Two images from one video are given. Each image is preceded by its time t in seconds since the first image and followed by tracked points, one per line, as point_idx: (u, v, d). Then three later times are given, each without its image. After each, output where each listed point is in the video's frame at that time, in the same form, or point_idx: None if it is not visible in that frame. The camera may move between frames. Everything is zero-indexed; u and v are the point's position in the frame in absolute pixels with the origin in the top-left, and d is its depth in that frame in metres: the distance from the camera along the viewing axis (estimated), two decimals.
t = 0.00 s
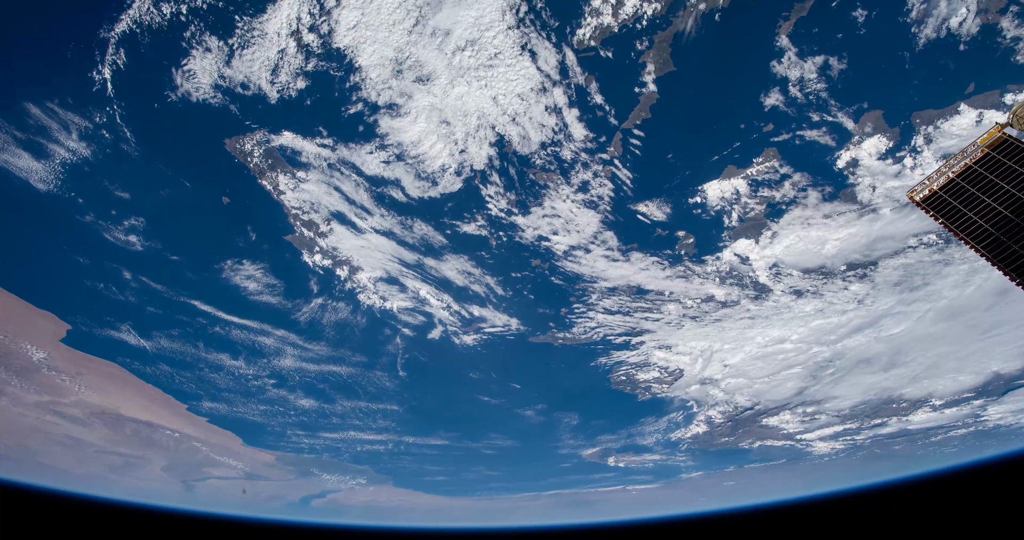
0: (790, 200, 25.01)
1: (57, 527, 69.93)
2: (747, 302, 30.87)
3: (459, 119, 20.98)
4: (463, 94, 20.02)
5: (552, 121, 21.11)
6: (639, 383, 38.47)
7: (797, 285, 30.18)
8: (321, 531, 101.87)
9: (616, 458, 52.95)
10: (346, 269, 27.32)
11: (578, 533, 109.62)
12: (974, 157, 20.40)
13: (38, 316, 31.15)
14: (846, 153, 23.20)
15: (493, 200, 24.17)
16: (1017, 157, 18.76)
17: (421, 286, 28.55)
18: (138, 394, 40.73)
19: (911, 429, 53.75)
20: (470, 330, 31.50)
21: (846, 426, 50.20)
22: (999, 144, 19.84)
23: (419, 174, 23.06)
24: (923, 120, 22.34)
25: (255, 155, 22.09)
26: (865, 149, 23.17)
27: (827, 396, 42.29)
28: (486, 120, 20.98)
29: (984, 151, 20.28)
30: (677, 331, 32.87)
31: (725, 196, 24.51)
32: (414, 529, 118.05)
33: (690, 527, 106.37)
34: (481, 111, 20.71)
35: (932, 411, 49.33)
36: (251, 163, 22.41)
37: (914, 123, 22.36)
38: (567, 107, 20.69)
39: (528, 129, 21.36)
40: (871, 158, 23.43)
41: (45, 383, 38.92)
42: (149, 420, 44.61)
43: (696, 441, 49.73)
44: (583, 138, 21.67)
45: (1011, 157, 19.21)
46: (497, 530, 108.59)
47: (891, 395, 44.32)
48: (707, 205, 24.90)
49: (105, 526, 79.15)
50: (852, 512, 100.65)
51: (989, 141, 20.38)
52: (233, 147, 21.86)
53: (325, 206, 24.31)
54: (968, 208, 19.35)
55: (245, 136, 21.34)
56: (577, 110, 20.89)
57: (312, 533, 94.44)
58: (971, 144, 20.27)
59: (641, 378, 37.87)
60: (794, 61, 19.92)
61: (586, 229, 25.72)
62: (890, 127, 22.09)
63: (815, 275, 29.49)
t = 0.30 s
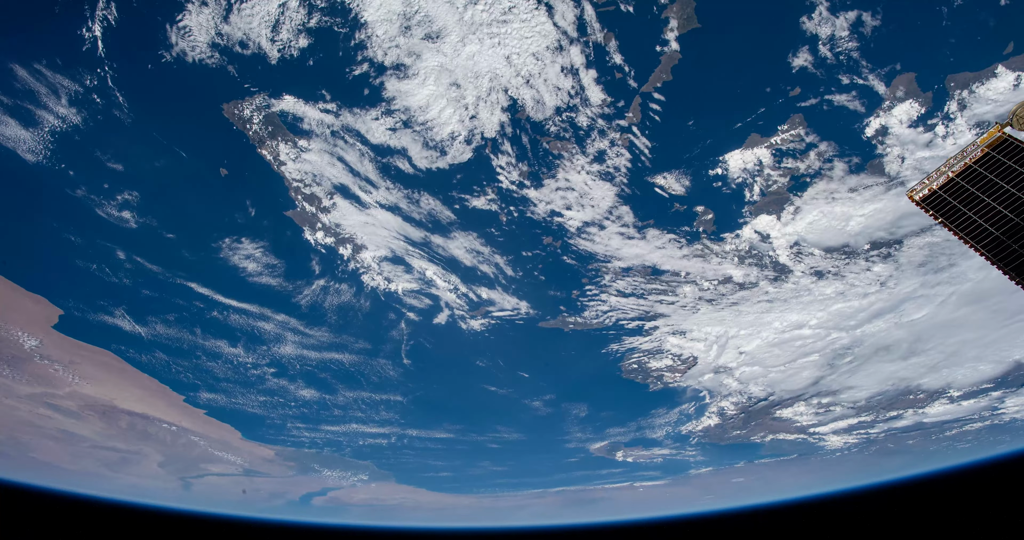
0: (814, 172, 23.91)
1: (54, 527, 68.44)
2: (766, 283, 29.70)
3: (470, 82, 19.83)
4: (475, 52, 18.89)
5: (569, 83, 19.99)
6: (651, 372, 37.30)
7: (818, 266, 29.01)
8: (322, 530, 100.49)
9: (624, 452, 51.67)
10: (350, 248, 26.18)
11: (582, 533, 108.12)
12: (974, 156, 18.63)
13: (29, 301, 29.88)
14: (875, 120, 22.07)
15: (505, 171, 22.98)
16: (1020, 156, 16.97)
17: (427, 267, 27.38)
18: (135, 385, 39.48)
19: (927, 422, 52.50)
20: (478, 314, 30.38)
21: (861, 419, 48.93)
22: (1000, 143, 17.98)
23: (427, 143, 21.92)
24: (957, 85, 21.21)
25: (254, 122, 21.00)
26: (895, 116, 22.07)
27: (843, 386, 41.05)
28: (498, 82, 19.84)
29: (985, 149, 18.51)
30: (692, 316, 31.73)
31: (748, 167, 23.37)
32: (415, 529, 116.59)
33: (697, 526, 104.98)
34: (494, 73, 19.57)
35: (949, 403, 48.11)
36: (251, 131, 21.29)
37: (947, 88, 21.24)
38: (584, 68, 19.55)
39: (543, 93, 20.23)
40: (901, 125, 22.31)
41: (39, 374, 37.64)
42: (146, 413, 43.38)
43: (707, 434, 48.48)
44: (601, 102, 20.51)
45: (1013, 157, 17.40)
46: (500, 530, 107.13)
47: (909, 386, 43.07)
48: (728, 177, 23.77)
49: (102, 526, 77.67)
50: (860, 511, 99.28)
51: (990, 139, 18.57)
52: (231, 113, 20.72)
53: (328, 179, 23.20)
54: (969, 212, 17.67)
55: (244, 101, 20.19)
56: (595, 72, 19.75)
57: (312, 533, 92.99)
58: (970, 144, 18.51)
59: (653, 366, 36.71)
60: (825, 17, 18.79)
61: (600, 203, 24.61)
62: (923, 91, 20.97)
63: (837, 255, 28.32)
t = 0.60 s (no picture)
0: (847, 135, 22.55)
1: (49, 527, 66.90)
2: (791, 259, 28.32)
3: (486, 30, 18.47)
4: None
5: (592, 31, 18.63)
6: (666, 357, 35.86)
7: (846, 240, 27.63)
8: (324, 530, 98.90)
9: (635, 445, 50.13)
10: (354, 219, 24.83)
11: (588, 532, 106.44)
12: (974, 157, 20.39)
13: (14, 280, 28.33)
14: (914, 75, 20.75)
15: (520, 132, 21.65)
16: (1017, 157, 18.73)
17: (436, 241, 26.04)
18: (129, 373, 37.98)
19: (946, 413, 51.01)
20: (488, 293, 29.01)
21: (880, 409, 47.45)
22: (998, 144, 19.83)
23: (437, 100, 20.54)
24: (1004, 36, 19.86)
25: (254, 77, 19.63)
26: (936, 71, 20.71)
27: (864, 374, 39.66)
28: (515, 30, 18.52)
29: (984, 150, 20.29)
30: (711, 295, 30.34)
31: (777, 128, 22.06)
32: (418, 529, 114.76)
33: (705, 526, 103.12)
34: (510, 19, 18.21)
35: (971, 393, 46.64)
36: (249, 86, 19.92)
37: (995, 39, 19.81)
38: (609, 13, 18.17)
39: (563, 43, 18.93)
40: (942, 81, 20.92)
41: (28, 360, 36.10)
42: (141, 402, 41.83)
43: (721, 425, 47.02)
44: (625, 52, 19.13)
45: (1010, 157, 19.19)
46: (504, 530, 105.47)
47: (931, 373, 41.62)
48: (756, 139, 22.40)
49: (100, 526, 76.13)
50: (872, 509, 97.41)
51: (988, 141, 20.44)
52: (227, 66, 19.34)
53: (332, 141, 21.86)
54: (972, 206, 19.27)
55: (242, 52, 18.80)
56: (619, 19, 18.40)
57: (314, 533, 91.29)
58: (971, 145, 20.21)
59: (668, 351, 35.31)
60: None
61: (620, 169, 23.25)
62: (967, 42, 19.60)
63: (867, 228, 26.92)
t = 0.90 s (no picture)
0: (877, 101, 21.46)
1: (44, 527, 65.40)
2: (813, 237, 27.20)
3: None
4: None
5: None
6: (680, 344, 34.63)
7: (871, 217, 26.49)
8: (325, 531, 97.34)
9: (645, 438, 48.81)
10: (358, 193, 23.70)
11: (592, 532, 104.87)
12: (974, 157, 19.27)
13: (4, 261, 27.13)
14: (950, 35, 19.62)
15: (534, 96, 20.54)
16: (1019, 157, 17.60)
17: (444, 217, 24.91)
18: (125, 362, 36.80)
19: (963, 406, 49.73)
20: (497, 273, 27.87)
21: (896, 401, 46.20)
22: (999, 143, 18.72)
23: (447, 61, 19.44)
24: None
25: (253, 34, 18.49)
26: (973, 30, 19.57)
27: (883, 363, 38.42)
28: None
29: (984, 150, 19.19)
30: (729, 276, 29.19)
31: (804, 92, 20.98)
32: (421, 530, 113.26)
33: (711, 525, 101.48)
34: None
35: (990, 384, 45.38)
36: (248, 45, 18.78)
37: None
38: None
39: None
40: (980, 41, 19.78)
41: (20, 348, 34.86)
42: (137, 393, 40.56)
43: (733, 417, 45.74)
44: (647, 6, 18.01)
45: (1011, 157, 18.06)
46: (508, 530, 103.81)
47: (951, 362, 40.39)
48: (782, 106, 21.29)
49: (96, 526, 74.66)
50: (883, 507, 95.83)
51: (989, 141, 19.35)
52: (225, 22, 18.18)
53: (336, 107, 20.76)
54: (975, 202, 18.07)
55: (241, 7, 17.67)
56: None
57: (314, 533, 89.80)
58: (971, 144, 19.09)
59: (682, 337, 34.11)
60: None
61: (638, 138, 22.15)
62: None
63: (894, 204, 25.76)
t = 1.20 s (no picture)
0: (910, 62, 20.33)
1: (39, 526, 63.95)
2: (837, 213, 26.07)
3: None
4: None
5: None
6: (695, 329, 33.46)
7: (898, 191, 25.35)
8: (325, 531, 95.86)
9: (655, 431, 47.54)
10: (363, 163, 22.58)
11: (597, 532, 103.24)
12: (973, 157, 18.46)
13: None
14: None
15: (549, 56, 19.44)
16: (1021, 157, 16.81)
17: (452, 190, 23.80)
18: (120, 350, 35.64)
19: (981, 397, 48.48)
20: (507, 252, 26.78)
21: (913, 391, 44.96)
22: (999, 143, 17.95)
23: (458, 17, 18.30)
24: None
25: None
26: None
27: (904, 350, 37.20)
28: None
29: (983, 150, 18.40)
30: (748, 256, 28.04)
31: (834, 53, 19.88)
32: (422, 530, 111.62)
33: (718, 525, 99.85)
34: None
35: (1011, 374, 44.14)
36: None
37: None
38: None
39: None
40: None
41: (10, 336, 33.60)
42: (133, 384, 39.32)
43: (746, 409, 44.52)
44: None
45: (1011, 158, 17.32)
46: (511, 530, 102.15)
47: (972, 350, 39.19)
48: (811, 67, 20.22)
49: (92, 526, 73.19)
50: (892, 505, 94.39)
51: (987, 141, 18.63)
52: None
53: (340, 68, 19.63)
54: (967, 210, 17.27)
55: None
56: None
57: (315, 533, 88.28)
58: (971, 143, 18.23)
59: (697, 322, 32.95)
60: None
61: (658, 103, 21.03)
62: None
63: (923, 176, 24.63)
